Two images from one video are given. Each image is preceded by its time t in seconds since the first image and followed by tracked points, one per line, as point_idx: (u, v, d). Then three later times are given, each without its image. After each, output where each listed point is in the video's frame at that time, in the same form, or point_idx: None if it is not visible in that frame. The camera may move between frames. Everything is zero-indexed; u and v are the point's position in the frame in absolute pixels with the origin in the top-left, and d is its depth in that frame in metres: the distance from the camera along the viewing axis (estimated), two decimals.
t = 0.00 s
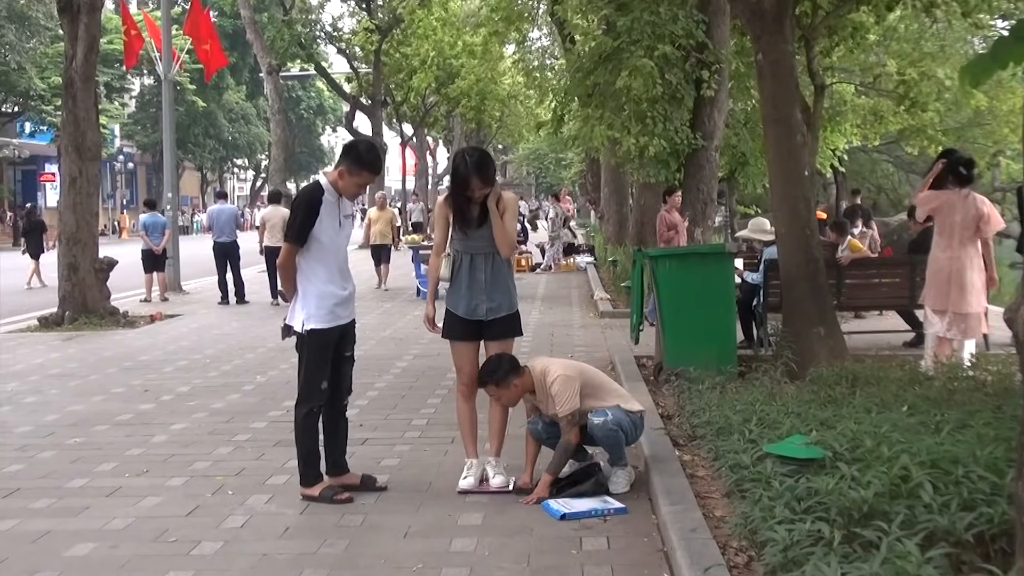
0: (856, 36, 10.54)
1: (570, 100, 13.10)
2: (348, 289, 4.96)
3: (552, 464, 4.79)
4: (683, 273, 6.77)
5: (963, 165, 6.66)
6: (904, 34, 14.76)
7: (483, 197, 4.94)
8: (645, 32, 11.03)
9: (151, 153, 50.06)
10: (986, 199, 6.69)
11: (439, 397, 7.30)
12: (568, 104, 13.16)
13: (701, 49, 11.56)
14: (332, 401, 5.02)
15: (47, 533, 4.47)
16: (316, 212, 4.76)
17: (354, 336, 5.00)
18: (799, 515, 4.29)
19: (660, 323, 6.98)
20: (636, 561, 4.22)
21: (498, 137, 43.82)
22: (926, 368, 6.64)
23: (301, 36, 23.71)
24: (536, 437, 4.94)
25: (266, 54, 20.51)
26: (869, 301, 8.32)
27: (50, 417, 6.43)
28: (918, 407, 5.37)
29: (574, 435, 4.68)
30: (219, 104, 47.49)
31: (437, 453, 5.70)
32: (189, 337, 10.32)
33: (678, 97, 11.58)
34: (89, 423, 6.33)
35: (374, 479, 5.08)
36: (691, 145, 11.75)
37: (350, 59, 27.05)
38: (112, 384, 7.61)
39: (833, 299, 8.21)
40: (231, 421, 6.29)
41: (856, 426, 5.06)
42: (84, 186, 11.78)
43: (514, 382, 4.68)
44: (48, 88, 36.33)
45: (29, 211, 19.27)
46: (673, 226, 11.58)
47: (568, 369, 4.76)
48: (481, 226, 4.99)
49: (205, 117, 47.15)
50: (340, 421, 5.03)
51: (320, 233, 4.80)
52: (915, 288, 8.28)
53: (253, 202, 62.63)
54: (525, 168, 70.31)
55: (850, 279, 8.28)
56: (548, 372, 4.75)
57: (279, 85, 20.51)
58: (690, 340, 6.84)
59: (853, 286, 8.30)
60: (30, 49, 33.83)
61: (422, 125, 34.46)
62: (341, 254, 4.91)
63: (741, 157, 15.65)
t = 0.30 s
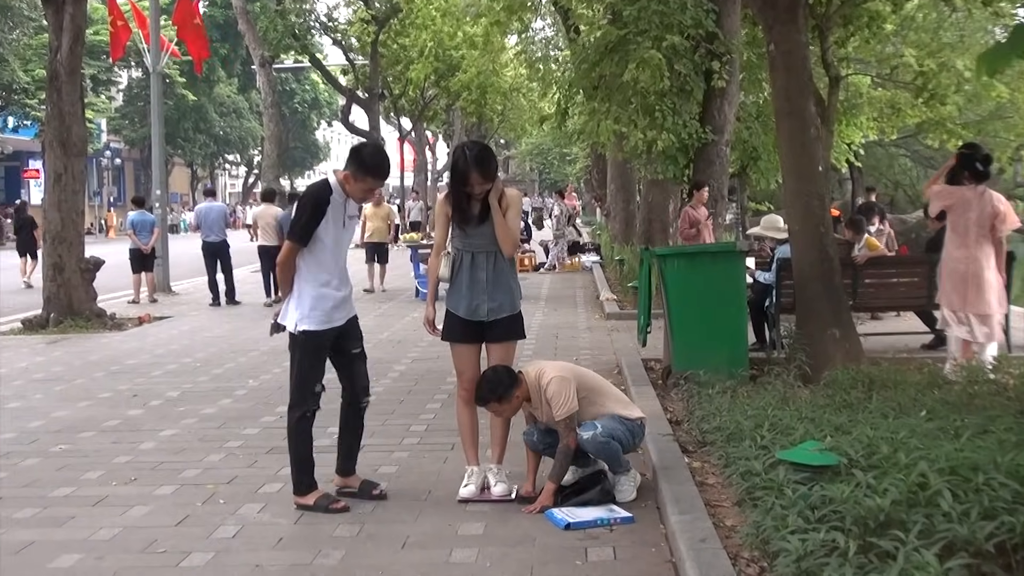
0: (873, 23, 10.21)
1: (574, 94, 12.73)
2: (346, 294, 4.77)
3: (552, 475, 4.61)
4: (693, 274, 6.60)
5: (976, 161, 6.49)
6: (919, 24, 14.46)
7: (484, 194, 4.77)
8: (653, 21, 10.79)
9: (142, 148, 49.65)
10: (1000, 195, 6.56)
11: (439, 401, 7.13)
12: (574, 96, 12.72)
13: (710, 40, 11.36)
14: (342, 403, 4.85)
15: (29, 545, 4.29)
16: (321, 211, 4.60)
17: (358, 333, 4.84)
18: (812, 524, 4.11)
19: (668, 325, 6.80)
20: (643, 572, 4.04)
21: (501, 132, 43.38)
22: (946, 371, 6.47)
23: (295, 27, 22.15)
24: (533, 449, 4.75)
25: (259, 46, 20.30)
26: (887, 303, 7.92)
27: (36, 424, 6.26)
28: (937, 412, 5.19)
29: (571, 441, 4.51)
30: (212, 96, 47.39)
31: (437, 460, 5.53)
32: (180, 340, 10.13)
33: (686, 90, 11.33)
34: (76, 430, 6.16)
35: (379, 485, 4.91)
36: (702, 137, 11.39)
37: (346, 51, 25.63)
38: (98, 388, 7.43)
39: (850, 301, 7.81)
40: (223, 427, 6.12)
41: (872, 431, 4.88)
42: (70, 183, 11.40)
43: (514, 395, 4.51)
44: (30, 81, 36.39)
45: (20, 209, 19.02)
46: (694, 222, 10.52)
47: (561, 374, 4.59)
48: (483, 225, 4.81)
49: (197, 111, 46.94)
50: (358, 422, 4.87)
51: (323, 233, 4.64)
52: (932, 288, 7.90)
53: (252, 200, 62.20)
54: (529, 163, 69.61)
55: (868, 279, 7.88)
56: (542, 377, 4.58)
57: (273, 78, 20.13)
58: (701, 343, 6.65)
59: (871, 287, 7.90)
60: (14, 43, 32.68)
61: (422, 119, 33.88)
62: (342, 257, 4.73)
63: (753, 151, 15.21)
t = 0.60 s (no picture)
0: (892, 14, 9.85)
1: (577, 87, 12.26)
2: (358, 295, 4.58)
3: (556, 481, 4.45)
4: (710, 273, 6.41)
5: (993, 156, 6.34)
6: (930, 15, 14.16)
7: (488, 189, 4.60)
8: (660, 12, 10.30)
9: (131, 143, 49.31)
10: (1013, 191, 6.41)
11: (438, 405, 6.95)
12: (576, 88, 12.16)
13: (722, 28, 10.72)
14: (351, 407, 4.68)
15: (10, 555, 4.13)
16: (330, 207, 4.45)
17: (374, 335, 4.69)
18: (827, 533, 3.93)
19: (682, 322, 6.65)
20: None
21: (505, 126, 43.05)
22: (964, 373, 6.28)
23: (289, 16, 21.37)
24: (535, 456, 4.59)
25: (251, 37, 19.98)
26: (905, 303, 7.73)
27: (19, 429, 6.10)
28: (957, 417, 5.01)
29: (575, 445, 4.35)
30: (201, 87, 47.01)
31: (437, 467, 5.36)
32: (169, 342, 9.97)
33: (695, 82, 10.71)
34: (60, 435, 6.00)
35: (392, 491, 4.74)
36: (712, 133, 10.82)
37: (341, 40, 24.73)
38: (84, 392, 7.27)
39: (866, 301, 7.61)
40: (214, 432, 5.96)
41: (890, 437, 4.69)
42: (55, 178, 11.16)
43: (519, 399, 4.33)
44: (13, 72, 36.04)
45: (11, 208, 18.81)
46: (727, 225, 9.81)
47: (567, 377, 4.42)
48: (487, 222, 4.65)
49: (186, 103, 46.78)
50: (369, 425, 4.71)
51: (332, 229, 4.48)
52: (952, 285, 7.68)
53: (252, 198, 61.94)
54: (533, 160, 69.03)
55: (885, 278, 7.68)
56: (546, 379, 4.41)
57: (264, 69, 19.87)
58: (712, 344, 6.47)
59: (889, 286, 7.70)
60: None
61: (421, 112, 33.57)
62: (353, 257, 4.54)
63: (767, 145, 14.68)
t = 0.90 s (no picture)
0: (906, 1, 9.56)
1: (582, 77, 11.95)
2: (367, 289, 4.45)
3: (558, 489, 4.28)
4: (718, 270, 6.27)
5: (1009, 153, 6.21)
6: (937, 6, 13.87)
7: (490, 181, 4.44)
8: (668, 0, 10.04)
9: (115, 136, 48.83)
10: None
11: (435, 409, 6.78)
12: (580, 78, 11.92)
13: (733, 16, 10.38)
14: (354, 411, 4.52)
15: None
16: (334, 200, 4.35)
17: (382, 336, 4.52)
18: (840, 543, 3.75)
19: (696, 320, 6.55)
20: None
21: (507, 119, 42.63)
22: (983, 376, 6.10)
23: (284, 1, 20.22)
24: (536, 462, 4.43)
25: (242, 25, 19.83)
26: (923, 303, 7.54)
27: None
28: (975, 423, 4.84)
29: (577, 451, 4.18)
30: (190, 78, 46.67)
31: (433, 473, 5.19)
32: (156, 343, 9.79)
33: (704, 73, 10.45)
34: (42, 439, 5.84)
35: (387, 498, 4.58)
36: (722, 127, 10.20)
37: (335, 29, 23.61)
38: (68, 395, 7.12)
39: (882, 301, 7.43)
40: (202, 437, 5.79)
41: (904, 443, 4.52)
42: (37, 172, 10.95)
43: (518, 402, 4.17)
44: None
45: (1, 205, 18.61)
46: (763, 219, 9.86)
47: (570, 381, 4.25)
48: (489, 216, 4.49)
49: (174, 95, 46.44)
50: (371, 430, 4.54)
51: (336, 222, 4.37)
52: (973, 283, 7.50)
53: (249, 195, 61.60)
54: (535, 155, 68.51)
55: (902, 278, 7.50)
56: (547, 382, 4.24)
57: (255, 59, 19.79)
58: (724, 344, 6.30)
59: (906, 286, 7.52)
60: None
61: (418, 104, 33.20)
62: (361, 250, 4.42)
63: (778, 139, 14.33)
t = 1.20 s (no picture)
0: None
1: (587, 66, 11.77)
2: (366, 289, 4.29)
3: (560, 496, 4.13)
4: (725, 270, 6.12)
5: None
6: None
7: (492, 170, 4.32)
8: None
9: (101, 128, 48.64)
10: None
11: (433, 414, 6.62)
12: (585, 68, 11.78)
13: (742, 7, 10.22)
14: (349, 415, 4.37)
15: None
16: (330, 196, 4.21)
17: (382, 339, 4.37)
18: (853, 554, 3.58)
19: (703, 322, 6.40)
20: None
21: (508, 113, 42.38)
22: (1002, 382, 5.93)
23: None
24: (538, 468, 4.28)
25: (233, 14, 19.51)
26: (940, 305, 7.39)
27: None
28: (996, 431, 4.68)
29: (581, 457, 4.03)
30: (177, 70, 46.49)
31: (431, 480, 5.04)
32: (144, 344, 9.64)
33: (713, 66, 10.19)
34: (24, 444, 5.69)
35: (382, 506, 4.43)
36: (733, 122, 10.21)
37: (329, 19, 23.31)
38: (51, 398, 6.97)
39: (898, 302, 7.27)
40: (190, 442, 5.64)
41: (920, 450, 4.35)
42: (20, 166, 10.80)
43: (518, 406, 4.02)
44: None
45: None
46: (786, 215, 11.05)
47: (573, 384, 4.10)
48: (490, 212, 4.35)
49: (162, 87, 46.30)
50: (368, 436, 4.39)
51: (331, 219, 4.23)
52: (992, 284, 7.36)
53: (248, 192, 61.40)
54: (536, 151, 68.07)
55: (918, 278, 7.34)
56: (549, 385, 4.09)
57: (246, 50, 19.56)
58: (733, 346, 6.14)
59: (922, 288, 7.36)
60: None
61: (415, 98, 32.91)
62: (359, 248, 4.27)
63: (789, 134, 14.08)
